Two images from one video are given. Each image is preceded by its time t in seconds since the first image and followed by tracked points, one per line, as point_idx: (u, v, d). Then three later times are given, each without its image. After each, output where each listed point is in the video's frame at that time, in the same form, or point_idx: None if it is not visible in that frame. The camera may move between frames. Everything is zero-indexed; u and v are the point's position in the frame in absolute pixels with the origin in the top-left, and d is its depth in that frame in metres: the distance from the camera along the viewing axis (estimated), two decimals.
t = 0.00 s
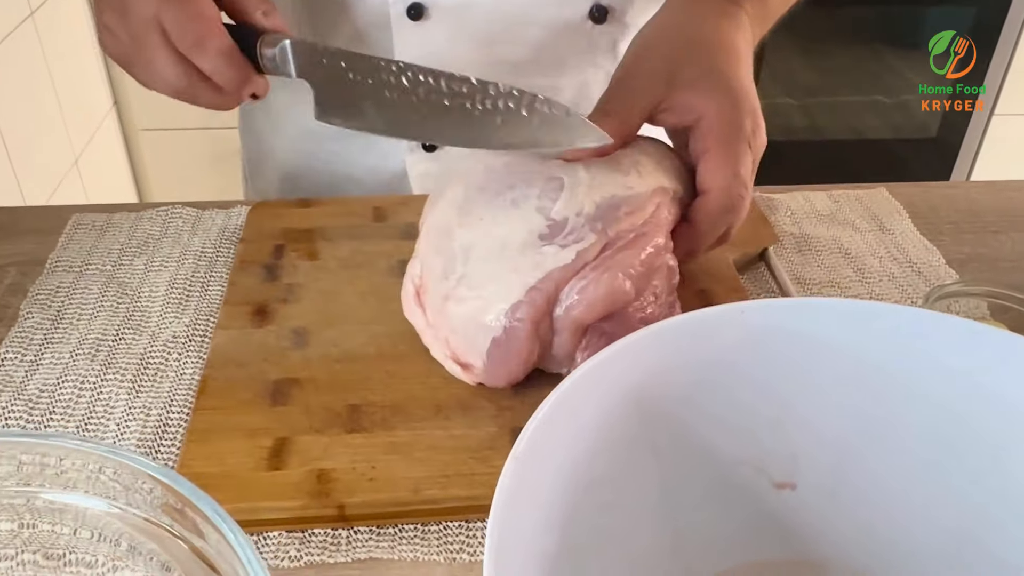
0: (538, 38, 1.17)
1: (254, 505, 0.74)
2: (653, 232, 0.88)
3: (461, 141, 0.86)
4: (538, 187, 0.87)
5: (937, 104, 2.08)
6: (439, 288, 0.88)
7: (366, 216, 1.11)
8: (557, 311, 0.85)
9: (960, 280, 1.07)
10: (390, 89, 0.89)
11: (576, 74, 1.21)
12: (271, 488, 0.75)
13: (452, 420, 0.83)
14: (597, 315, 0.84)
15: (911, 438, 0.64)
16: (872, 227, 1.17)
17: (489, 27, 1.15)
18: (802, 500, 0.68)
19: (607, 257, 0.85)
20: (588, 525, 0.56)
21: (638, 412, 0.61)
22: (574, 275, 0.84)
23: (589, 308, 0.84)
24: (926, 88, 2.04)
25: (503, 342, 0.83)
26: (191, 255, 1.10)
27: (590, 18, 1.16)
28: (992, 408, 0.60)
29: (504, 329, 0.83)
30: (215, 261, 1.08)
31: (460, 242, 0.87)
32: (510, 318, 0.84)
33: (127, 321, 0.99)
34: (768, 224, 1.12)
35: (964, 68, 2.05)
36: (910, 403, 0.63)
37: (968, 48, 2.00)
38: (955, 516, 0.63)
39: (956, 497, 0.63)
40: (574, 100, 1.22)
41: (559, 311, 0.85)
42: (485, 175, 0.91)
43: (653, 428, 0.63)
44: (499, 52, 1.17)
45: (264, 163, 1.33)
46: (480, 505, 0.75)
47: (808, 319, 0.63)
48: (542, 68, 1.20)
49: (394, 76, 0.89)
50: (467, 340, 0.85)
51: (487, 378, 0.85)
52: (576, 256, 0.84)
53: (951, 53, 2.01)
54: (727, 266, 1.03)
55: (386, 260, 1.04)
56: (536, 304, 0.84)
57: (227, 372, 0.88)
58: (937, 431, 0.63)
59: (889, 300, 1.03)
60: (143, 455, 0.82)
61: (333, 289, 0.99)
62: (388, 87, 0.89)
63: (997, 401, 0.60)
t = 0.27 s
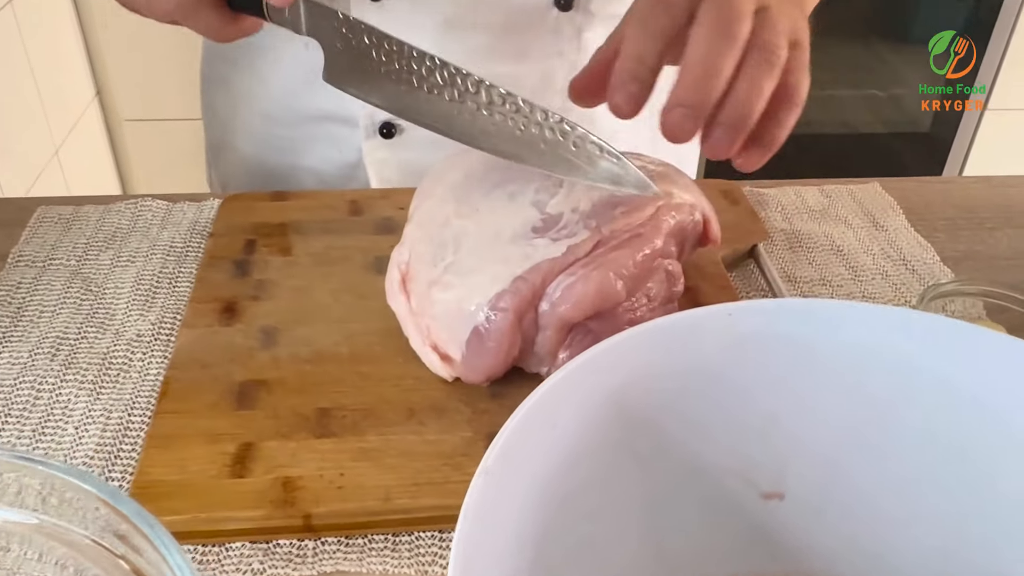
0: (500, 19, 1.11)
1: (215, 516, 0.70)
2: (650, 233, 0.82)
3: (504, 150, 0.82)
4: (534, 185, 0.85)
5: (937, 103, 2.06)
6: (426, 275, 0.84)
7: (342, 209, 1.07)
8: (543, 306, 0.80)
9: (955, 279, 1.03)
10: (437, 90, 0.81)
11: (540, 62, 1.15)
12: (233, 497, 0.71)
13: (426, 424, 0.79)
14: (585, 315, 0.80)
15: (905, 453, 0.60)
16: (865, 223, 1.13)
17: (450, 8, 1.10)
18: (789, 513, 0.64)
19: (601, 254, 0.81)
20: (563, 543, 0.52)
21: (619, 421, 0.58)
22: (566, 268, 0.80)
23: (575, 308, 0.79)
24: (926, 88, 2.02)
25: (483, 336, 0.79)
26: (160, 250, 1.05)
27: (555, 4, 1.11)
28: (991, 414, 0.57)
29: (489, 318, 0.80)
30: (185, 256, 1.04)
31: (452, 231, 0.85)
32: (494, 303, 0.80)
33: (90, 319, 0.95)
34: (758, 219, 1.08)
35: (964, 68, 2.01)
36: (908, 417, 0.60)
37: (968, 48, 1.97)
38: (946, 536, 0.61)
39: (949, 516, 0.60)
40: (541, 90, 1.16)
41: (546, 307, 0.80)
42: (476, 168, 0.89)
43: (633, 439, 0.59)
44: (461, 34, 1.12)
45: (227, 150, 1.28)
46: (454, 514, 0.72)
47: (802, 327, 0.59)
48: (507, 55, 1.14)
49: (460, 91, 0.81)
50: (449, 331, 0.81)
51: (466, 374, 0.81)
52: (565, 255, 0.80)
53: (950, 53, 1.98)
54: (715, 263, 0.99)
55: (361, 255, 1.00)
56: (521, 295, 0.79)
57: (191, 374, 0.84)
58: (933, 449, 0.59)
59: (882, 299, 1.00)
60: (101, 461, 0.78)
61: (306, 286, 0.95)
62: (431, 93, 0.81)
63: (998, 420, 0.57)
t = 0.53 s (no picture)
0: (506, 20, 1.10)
1: (193, 538, 0.68)
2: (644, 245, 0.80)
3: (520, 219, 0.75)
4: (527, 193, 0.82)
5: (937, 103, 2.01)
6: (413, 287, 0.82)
7: (328, 216, 1.04)
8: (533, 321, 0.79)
9: (953, 289, 1.02)
10: (459, 141, 0.76)
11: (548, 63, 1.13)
12: (213, 519, 0.69)
13: (413, 441, 0.77)
14: (577, 328, 0.78)
15: (902, 464, 0.58)
16: (862, 230, 1.11)
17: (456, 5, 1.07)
18: (790, 528, 0.62)
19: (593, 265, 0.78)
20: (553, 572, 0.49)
21: (613, 445, 0.55)
22: (557, 282, 0.78)
23: (567, 322, 0.77)
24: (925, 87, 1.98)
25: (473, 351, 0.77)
26: (140, 258, 1.03)
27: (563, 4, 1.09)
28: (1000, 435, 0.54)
29: (478, 334, 0.78)
30: (166, 265, 1.01)
31: (440, 242, 0.81)
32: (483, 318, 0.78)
33: (67, 330, 0.92)
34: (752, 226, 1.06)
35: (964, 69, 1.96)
36: (904, 427, 0.57)
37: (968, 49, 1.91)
38: (946, 542, 0.59)
39: (948, 522, 0.58)
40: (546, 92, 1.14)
41: (536, 321, 0.79)
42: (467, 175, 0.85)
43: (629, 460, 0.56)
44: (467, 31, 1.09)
45: (215, 147, 1.23)
46: (442, 536, 0.70)
47: (794, 341, 0.56)
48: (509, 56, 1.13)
49: (482, 148, 0.75)
50: (438, 345, 0.79)
51: (454, 390, 0.79)
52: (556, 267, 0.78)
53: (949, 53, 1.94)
54: (709, 272, 0.97)
55: (347, 264, 0.97)
56: (511, 310, 0.78)
57: (170, 388, 0.81)
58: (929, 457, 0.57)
59: (879, 309, 0.98)
60: (76, 480, 0.75)
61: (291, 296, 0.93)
62: (453, 142, 0.76)
63: (1002, 433, 0.54)
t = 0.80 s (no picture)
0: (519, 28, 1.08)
1: (196, 559, 0.66)
2: (661, 260, 0.81)
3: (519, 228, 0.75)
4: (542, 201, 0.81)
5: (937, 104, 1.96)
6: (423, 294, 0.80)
7: (330, 226, 1.03)
8: (548, 330, 0.78)
9: (962, 297, 1.01)
10: (460, 150, 0.75)
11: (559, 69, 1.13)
12: (216, 538, 0.67)
13: (419, 456, 0.75)
14: (591, 339, 0.78)
15: (915, 475, 0.57)
16: (868, 238, 1.10)
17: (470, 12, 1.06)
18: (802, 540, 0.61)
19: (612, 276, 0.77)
20: None
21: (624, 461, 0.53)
22: (574, 291, 0.77)
23: (582, 332, 0.77)
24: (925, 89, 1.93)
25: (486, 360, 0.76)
26: (139, 269, 1.01)
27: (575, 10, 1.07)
28: (1016, 450, 0.53)
29: (492, 341, 0.77)
30: (165, 276, 1.00)
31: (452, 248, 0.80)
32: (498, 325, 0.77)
33: (65, 343, 0.91)
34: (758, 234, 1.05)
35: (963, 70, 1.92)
36: (919, 437, 0.55)
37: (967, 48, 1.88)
38: (960, 553, 0.57)
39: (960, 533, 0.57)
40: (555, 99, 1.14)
41: (551, 331, 0.78)
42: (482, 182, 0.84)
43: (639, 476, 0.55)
44: (477, 38, 1.08)
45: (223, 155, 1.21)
46: (449, 555, 0.68)
47: (807, 354, 0.54)
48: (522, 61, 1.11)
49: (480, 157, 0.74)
50: (448, 353, 0.78)
51: (464, 400, 0.77)
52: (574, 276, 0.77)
53: (949, 53, 1.89)
54: (715, 282, 0.96)
55: (349, 275, 0.96)
56: (527, 317, 0.77)
57: (171, 403, 0.80)
58: (941, 468, 0.56)
59: (888, 318, 0.97)
60: (76, 498, 0.74)
61: (293, 308, 0.91)
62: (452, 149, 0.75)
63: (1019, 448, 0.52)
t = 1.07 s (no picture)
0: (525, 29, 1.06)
1: (202, 572, 0.64)
2: (675, 263, 0.80)
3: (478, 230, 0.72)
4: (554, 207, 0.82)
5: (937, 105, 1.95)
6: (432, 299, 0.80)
7: (333, 229, 1.01)
8: (561, 337, 0.76)
9: (977, 297, 0.99)
10: (423, 146, 0.73)
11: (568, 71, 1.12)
12: (222, 551, 0.66)
13: (430, 464, 0.73)
14: (606, 345, 0.76)
15: (945, 477, 0.55)
16: (880, 237, 1.09)
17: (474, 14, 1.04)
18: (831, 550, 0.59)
19: (625, 283, 0.77)
20: None
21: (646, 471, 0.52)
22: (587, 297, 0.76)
23: (596, 339, 0.75)
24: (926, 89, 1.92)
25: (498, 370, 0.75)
26: (139, 275, 0.99)
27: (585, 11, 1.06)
28: None
29: (502, 348, 0.76)
30: (166, 282, 0.98)
31: (462, 253, 0.80)
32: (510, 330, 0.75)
33: (65, 351, 0.89)
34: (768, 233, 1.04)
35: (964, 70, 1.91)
36: (947, 442, 0.54)
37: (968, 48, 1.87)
38: (995, 554, 0.55)
39: (992, 540, 0.55)
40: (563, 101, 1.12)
41: (565, 338, 0.76)
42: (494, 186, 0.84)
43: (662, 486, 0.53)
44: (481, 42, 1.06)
45: (225, 156, 1.20)
46: (461, 567, 0.66)
47: (831, 356, 0.53)
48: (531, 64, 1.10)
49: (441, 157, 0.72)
50: (457, 360, 0.78)
51: (475, 407, 0.76)
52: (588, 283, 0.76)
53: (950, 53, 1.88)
54: (727, 284, 0.95)
55: (355, 279, 0.95)
56: (538, 323, 0.75)
57: (175, 412, 0.78)
58: (971, 466, 0.53)
59: (902, 318, 0.96)
60: (77, 510, 0.72)
61: (298, 314, 0.90)
62: (413, 150, 0.73)
63: None
